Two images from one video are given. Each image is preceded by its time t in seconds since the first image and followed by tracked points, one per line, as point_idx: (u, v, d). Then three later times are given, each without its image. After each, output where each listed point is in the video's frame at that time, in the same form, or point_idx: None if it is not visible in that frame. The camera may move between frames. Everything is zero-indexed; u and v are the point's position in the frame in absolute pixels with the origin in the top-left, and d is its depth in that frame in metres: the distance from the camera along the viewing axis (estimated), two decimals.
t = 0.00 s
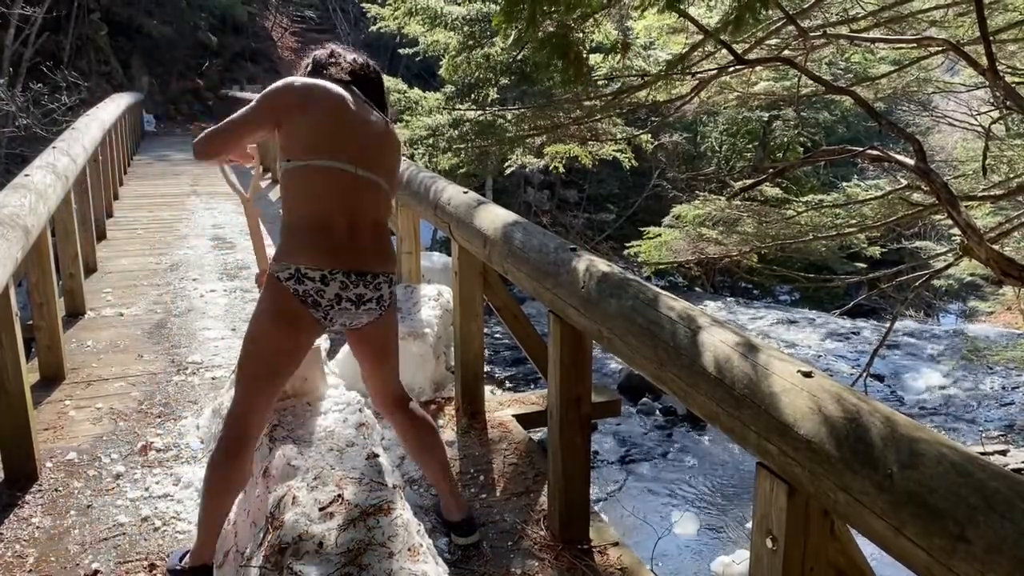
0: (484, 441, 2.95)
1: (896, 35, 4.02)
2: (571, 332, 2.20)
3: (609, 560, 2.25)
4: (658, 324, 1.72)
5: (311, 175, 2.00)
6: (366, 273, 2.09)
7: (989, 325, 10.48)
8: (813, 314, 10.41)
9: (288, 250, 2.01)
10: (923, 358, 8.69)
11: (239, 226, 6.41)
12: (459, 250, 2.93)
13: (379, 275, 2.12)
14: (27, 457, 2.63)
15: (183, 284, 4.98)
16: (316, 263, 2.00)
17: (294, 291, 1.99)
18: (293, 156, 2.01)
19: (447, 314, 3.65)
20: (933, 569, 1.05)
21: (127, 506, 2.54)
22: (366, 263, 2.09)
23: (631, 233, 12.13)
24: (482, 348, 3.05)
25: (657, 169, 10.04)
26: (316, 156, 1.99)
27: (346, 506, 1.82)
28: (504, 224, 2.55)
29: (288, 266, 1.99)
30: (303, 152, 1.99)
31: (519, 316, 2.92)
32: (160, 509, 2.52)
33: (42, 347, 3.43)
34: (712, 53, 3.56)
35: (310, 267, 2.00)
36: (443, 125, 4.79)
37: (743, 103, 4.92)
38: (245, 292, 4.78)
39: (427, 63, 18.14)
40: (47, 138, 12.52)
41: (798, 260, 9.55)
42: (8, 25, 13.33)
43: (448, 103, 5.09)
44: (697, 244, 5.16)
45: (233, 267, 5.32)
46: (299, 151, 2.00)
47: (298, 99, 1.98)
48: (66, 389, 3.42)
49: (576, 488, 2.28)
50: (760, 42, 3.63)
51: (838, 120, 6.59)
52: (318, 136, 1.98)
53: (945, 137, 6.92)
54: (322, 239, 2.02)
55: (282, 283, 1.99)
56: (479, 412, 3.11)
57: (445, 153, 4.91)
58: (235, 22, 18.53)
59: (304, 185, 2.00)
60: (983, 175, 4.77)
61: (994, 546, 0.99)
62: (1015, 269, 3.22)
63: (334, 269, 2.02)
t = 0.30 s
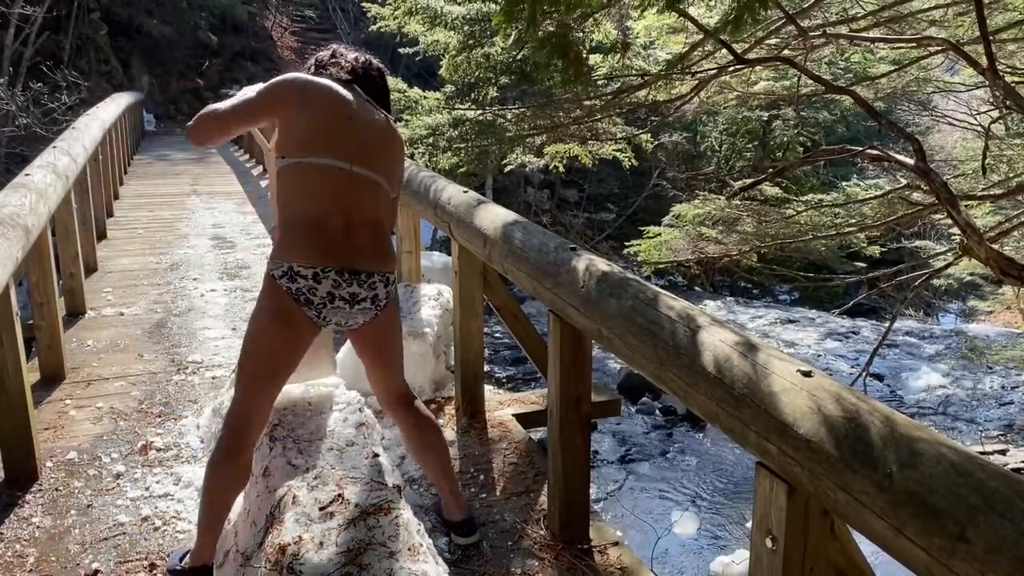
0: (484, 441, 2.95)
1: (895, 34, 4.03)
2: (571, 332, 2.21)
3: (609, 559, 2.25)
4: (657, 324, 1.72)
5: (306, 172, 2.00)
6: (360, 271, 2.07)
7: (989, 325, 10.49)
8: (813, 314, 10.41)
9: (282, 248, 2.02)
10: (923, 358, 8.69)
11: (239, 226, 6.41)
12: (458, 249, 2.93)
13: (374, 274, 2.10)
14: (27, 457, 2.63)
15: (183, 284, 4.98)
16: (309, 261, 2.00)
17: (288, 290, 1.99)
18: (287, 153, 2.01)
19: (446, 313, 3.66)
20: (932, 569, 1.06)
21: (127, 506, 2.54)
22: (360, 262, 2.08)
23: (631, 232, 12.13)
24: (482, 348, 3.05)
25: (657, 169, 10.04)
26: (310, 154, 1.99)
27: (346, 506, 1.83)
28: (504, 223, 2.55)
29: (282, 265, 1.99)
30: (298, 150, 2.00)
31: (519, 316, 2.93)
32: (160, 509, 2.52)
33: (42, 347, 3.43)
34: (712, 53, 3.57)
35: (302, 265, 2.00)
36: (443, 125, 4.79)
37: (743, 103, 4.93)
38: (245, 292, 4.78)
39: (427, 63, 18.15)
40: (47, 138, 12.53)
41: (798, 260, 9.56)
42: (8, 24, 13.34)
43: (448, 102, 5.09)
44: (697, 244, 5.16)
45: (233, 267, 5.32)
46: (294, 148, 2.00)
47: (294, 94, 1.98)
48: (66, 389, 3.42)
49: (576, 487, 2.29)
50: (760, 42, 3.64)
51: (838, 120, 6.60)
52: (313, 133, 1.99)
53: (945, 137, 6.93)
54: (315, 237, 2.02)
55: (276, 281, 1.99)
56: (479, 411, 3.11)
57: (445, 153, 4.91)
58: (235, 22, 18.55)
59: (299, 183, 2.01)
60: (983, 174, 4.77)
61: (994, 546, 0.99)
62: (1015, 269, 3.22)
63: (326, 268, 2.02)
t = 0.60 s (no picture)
0: (484, 441, 2.95)
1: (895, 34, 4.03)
2: (571, 332, 2.20)
3: (609, 560, 2.25)
4: (658, 323, 1.72)
5: (310, 170, 2.00)
6: (359, 272, 2.06)
7: (989, 325, 10.48)
8: (813, 314, 10.41)
9: (282, 246, 2.02)
10: (923, 358, 8.69)
11: (239, 226, 6.41)
12: (459, 249, 2.93)
13: (371, 274, 2.09)
14: (27, 457, 2.63)
15: (183, 283, 4.98)
16: (307, 260, 2.00)
17: (286, 289, 1.99)
18: (294, 151, 2.01)
19: (447, 314, 3.66)
20: (932, 569, 1.06)
21: (127, 505, 2.54)
22: (358, 262, 2.06)
23: (631, 232, 12.13)
24: (482, 347, 3.05)
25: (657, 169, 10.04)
26: (316, 152, 1.99)
27: (346, 505, 1.83)
28: (504, 223, 2.55)
29: (281, 264, 1.99)
30: (304, 148, 2.00)
31: (519, 316, 2.92)
32: (160, 509, 2.52)
33: (42, 347, 3.43)
34: (712, 53, 3.56)
35: (300, 265, 1.99)
36: (444, 125, 4.79)
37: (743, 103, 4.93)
38: (245, 292, 4.78)
39: (427, 62, 18.14)
40: (47, 138, 12.55)
41: (798, 260, 9.56)
42: (8, 24, 13.35)
43: (448, 102, 5.09)
44: (697, 244, 5.16)
45: (233, 267, 5.32)
46: (301, 146, 2.01)
47: (304, 93, 2.00)
48: (66, 389, 3.42)
49: (575, 486, 2.28)
50: (761, 42, 3.63)
51: (837, 120, 6.59)
52: (322, 132, 1.99)
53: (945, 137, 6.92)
54: (315, 236, 2.01)
55: (275, 280, 1.99)
56: (479, 412, 3.11)
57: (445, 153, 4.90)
58: (235, 22, 18.54)
59: (303, 181, 2.01)
60: (983, 174, 4.77)
61: (994, 546, 0.99)
62: (1015, 269, 3.21)
63: (324, 268, 2.01)
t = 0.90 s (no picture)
0: (484, 441, 2.95)
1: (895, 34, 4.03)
2: (571, 332, 2.20)
3: (609, 559, 2.25)
4: (658, 323, 1.72)
5: (312, 170, 2.00)
6: (359, 272, 2.06)
7: (990, 325, 10.48)
8: (813, 314, 10.41)
9: (282, 247, 2.01)
10: (923, 358, 8.69)
11: (239, 225, 6.41)
12: (459, 249, 2.93)
13: (373, 275, 2.09)
14: (27, 457, 2.63)
15: (182, 283, 4.98)
16: (307, 260, 1.99)
17: (286, 289, 1.98)
18: (296, 151, 2.01)
19: (447, 313, 3.66)
20: (933, 569, 1.05)
21: (128, 505, 2.54)
22: (358, 262, 2.06)
23: (631, 232, 12.13)
24: (482, 348, 3.05)
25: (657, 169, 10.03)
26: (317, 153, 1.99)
27: (345, 505, 1.83)
28: (505, 223, 2.55)
29: (281, 264, 1.99)
30: (306, 149, 2.00)
31: (520, 316, 2.92)
32: (161, 509, 2.52)
33: (42, 347, 3.43)
34: (712, 53, 3.56)
35: (300, 265, 1.99)
36: (444, 124, 4.78)
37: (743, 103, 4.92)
38: (245, 292, 4.78)
39: (427, 62, 18.14)
40: (47, 138, 12.55)
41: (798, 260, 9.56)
42: (8, 24, 13.35)
43: (448, 102, 5.09)
44: (697, 244, 5.16)
45: (233, 267, 5.32)
46: (303, 148, 2.00)
47: (307, 95, 1.99)
48: (66, 389, 3.42)
49: (575, 486, 2.28)
50: (761, 41, 3.62)
51: (838, 120, 6.59)
52: (324, 133, 1.99)
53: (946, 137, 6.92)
54: (315, 237, 2.01)
55: (275, 280, 1.99)
56: (479, 412, 3.11)
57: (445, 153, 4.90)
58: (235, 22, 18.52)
59: (305, 182, 2.00)
60: (983, 174, 4.77)
61: (994, 546, 0.99)
62: (1015, 268, 3.21)
63: (324, 268, 2.01)
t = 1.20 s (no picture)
0: (484, 442, 2.95)
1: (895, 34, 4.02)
2: (572, 332, 2.20)
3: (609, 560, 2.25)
4: (658, 324, 1.72)
5: (311, 174, 1.99)
6: (362, 274, 2.06)
7: (990, 325, 10.49)
8: (813, 314, 10.41)
9: (285, 250, 2.01)
10: (923, 358, 8.69)
11: (239, 226, 6.41)
12: (459, 249, 2.93)
13: (377, 276, 2.10)
14: (28, 458, 2.63)
15: (182, 284, 4.99)
16: (310, 263, 1.99)
17: (290, 292, 1.98)
18: (295, 156, 2.01)
19: (447, 314, 3.66)
20: (933, 571, 1.05)
21: (128, 507, 2.54)
22: (361, 264, 2.06)
23: (631, 233, 12.13)
24: (482, 349, 3.05)
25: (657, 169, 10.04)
26: (316, 156, 1.99)
27: (345, 506, 1.83)
28: (504, 223, 2.55)
29: (284, 266, 1.99)
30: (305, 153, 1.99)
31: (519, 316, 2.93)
32: (161, 510, 2.52)
33: (42, 348, 3.43)
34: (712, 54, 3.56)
35: (303, 267, 1.99)
36: (443, 125, 4.78)
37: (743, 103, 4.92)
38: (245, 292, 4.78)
39: (426, 62, 18.13)
40: (47, 138, 12.56)
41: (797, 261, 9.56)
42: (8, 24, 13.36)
43: (448, 103, 5.09)
44: (697, 244, 5.16)
45: (233, 267, 5.32)
46: (302, 152, 2.00)
47: (304, 99, 1.99)
48: (66, 389, 3.42)
49: (575, 487, 2.28)
50: (761, 41, 3.61)
51: (837, 120, 6.59)
52: (321, 137, 1.98)
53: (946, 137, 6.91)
54: (316, 240, 2.01)
55: (279, 282, 1.99)
56: (479, 412, 3.11)
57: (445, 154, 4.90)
58: (235, 21, 18.51)
59: (305, 186, 2.00)
60: (983, 175, 4.77)
61: (994, 547, 0.99)
62: (1015, 269, 3.21)
63: (327, 271, 2.01)
